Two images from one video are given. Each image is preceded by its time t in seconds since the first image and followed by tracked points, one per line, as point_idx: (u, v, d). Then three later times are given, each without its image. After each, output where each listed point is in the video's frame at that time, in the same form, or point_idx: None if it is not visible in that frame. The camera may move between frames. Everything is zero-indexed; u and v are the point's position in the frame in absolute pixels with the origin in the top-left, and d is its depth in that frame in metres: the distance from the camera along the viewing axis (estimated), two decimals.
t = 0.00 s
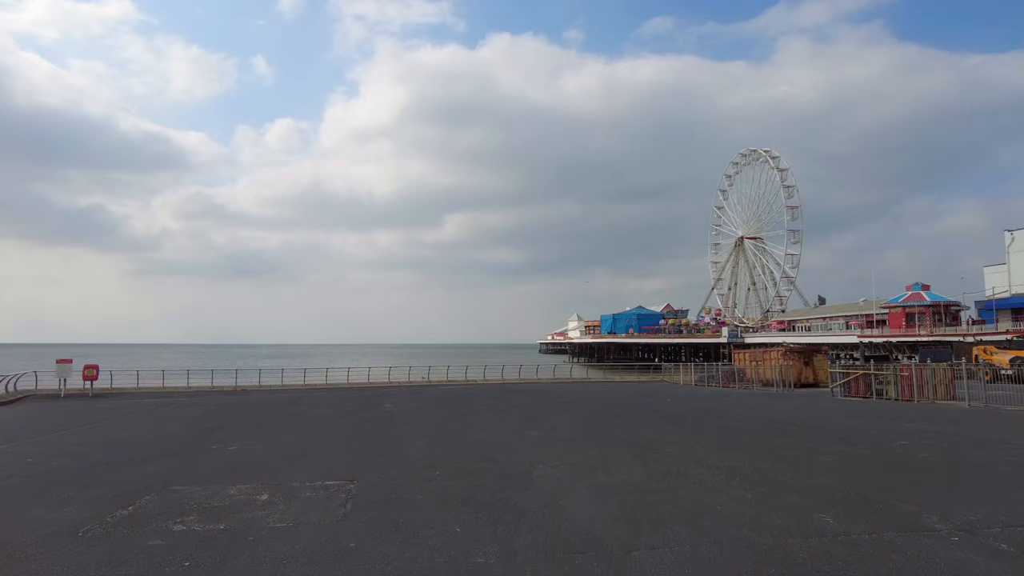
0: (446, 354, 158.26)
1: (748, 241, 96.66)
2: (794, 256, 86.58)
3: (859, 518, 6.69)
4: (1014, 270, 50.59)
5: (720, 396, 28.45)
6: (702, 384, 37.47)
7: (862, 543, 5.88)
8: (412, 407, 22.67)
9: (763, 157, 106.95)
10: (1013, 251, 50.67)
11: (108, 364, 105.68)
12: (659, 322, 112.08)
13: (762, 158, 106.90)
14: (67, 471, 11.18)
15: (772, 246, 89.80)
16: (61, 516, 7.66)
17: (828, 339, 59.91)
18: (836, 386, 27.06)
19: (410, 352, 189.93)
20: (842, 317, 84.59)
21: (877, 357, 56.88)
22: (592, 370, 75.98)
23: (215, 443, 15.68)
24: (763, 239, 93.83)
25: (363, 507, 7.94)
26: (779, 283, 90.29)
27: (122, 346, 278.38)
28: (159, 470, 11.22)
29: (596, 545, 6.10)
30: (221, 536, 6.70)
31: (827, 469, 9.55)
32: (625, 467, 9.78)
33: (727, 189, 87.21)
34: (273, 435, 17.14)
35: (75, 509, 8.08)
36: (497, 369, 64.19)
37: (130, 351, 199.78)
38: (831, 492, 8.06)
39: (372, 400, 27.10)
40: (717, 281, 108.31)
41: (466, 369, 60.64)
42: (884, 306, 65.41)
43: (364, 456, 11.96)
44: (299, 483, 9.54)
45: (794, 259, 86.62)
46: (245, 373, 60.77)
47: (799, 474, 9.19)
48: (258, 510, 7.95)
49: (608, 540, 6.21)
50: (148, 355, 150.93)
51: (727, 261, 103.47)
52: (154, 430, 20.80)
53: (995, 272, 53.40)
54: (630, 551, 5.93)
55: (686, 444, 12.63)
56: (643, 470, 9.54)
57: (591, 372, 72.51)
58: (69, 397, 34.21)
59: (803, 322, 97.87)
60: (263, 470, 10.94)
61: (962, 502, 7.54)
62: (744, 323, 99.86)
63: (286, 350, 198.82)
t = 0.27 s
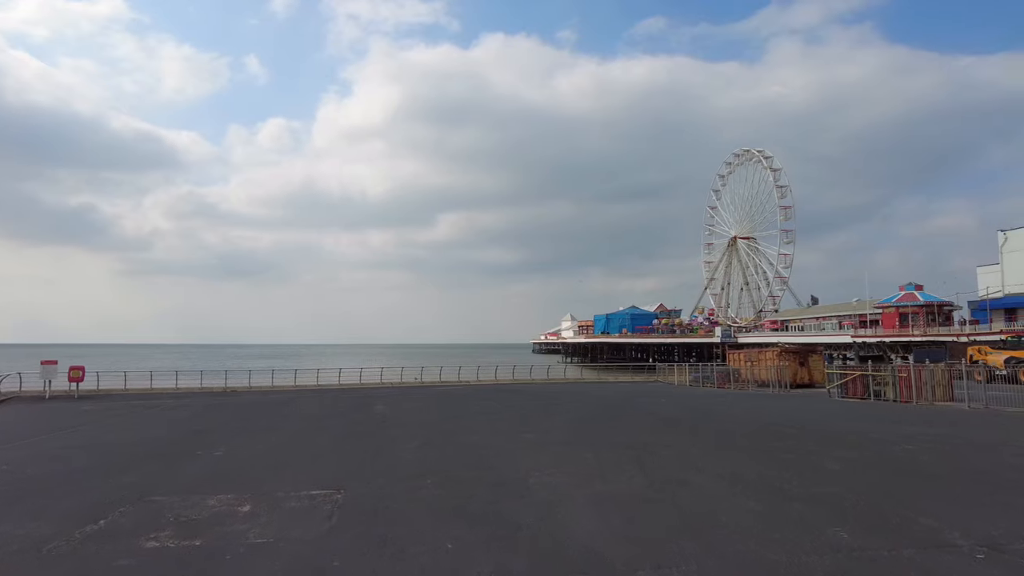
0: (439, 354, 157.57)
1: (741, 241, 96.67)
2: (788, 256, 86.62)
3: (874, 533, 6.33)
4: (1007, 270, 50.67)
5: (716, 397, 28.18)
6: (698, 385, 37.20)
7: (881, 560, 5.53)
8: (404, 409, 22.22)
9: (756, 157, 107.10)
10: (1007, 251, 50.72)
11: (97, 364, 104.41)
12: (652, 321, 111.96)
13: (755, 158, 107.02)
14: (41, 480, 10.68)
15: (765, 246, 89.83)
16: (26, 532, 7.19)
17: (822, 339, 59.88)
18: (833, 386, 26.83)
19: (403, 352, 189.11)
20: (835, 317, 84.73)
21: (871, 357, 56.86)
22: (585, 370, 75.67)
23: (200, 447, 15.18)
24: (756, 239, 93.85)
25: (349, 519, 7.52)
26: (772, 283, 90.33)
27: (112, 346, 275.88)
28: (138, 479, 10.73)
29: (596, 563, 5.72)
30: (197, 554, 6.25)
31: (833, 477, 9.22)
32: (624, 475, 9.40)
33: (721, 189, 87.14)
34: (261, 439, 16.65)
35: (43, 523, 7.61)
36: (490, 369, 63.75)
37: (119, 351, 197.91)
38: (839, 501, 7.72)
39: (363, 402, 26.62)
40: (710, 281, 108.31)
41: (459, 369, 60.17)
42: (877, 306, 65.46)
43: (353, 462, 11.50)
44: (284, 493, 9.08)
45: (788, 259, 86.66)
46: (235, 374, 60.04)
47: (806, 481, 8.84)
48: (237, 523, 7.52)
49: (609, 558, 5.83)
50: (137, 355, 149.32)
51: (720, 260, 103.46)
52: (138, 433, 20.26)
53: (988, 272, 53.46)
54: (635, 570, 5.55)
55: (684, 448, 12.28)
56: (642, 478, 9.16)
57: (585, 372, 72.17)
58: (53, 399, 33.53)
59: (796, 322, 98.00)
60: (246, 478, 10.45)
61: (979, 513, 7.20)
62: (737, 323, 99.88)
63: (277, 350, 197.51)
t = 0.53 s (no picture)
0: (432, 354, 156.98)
1: (735, 241, 96.63)
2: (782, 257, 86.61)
3: (893, 544, 6.00)
4: (1001, 271, 50.68)
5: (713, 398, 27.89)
6: (693, 385, 36.92)
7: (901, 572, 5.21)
8: (397, 409, 21.81)
9: (750, 157, 107.13)
10: (1001, 252, 50.73)
11: (87, 364, 103.35)
12: (646, 321, 111.83)
13: (749, 158, 107.06)
14: (18, 484, 10.24)
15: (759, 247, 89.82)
16: None
17: (816, 339, 59.81)
18: (831, 386, 26.59)
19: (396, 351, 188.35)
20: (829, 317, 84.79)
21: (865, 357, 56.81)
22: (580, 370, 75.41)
23: (186, 450, 14.72)
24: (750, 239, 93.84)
25: (335, 527, 7.15)
26: (766, 283, 90.30)
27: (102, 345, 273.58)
28: (118, 483, 10.30)
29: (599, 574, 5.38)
30: (173, 565, 5.87)
31: (839, 480, 8.92)
32: (623, 479, 9.06)
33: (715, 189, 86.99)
34: (249, 440, 16.20)
35: (12, 531, 7.20)
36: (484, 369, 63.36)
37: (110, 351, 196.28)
38: (850, 506, 7.40)
39: (356, 402, 26.17)
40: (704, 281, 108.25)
41: (453, 369, 59.75)
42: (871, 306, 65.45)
43: (342, 466, 11.07)
44: (269, 499, 8.69)
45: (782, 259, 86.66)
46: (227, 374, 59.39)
47: (814, 485, 8.53)
48: (218, 531, 7.13)
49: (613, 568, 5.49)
50: (127, 354, 148.03)
51: (714, 260, 103.39)
52: (124, 434, 19.77)
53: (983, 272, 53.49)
54: None
55: (684, 451, 11.95)
56: (642, 482, 8.82)
57: (579, 372, 71.87)
58: (39, 399, 32.91)
59: (790, 322, 98.03)
60: (230, 482, 10.01)
61: (995, 518, 6.90)
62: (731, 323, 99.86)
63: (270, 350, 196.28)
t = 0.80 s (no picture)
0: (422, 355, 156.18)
1: (725, 242, 96.77)
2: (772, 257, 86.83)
3: (904, 557, 5.68)
4: (989, 271, 50.94)
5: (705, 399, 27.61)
6: (684, 386, 36.69)
7: None
8: (384, 411, 21.34)
9: (740, 158, 107.42)
10: (990, 253, 50.98)
11: (70, 364, 101.75)
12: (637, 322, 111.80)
13: (739, 159, 107.35)
14: None
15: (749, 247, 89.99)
16: None
17: (806, 340, 59.91)
18: (823, 387, 26.42)
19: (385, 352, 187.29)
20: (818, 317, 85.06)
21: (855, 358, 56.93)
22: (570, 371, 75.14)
23: (162, 453, 14.18)
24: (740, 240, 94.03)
25: (312, 538, 6.73)
26: (755, 283, 90.48)
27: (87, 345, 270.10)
28: (87, 489, 9.81)
29: None
30: None
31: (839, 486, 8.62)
32: (616, 485, 8.70)
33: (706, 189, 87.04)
34: (229, 444, 15.68)
35: None
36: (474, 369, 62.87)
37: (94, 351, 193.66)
38: (852, 514, 7.09)
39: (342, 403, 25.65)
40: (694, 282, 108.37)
41: (442, 370, 59.23)
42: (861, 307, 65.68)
43: (323, 471, 10.63)
44: (243, 507, 8.24)
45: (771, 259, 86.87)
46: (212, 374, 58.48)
47: (815, 492, 8.22)
48: (186, 543, 6.69)
49: None
50: (113, 354, 146.23)
51: (704, 261, 103.52)
52: (101, 437, 19.16)
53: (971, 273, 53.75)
54: None
55: (678, 454, 11.61)
56: (635, 488, 8.46)
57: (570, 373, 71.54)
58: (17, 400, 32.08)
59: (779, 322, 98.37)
60: (204, 489, 9.54)
61: (1004, 527, 6.62)
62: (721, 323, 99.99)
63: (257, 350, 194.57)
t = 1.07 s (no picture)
0: (403, 355, 154.94)
1: (706, 242, 97.30)
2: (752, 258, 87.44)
3: (908, 568, 5.35)
4: (965, 272, 51.71)
5: (688, 399, 27.41)
6: (666, 386, 36.55)
7: None
8: (360, 412, 20.72)
9: (721, 160, 108.12)
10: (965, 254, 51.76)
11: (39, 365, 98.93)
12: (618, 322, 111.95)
13: (720, 160, 108.04)
14: None
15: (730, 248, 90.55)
16: None
17: (786, 339, 60.30)
18: (805, 386, 26.38)
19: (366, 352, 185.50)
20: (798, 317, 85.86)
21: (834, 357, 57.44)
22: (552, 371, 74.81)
23: (124, 459, 13.46)
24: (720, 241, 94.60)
25: (274, 552, 6.21)
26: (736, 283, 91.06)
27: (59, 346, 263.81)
28: (36, 499, 9.15)
29: None
30: None
31: (831, 489, 8.30)
32: (601, 490, 8.28)
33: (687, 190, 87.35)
34: (196, 448, 14.99)
35: None
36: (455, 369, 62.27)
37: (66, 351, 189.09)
38: (849, 521, 6.75)
39: (318, 404, 24.96)
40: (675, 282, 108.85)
41: (423, 370, 58.54)
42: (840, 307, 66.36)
43: (294, 478, 10.07)
44: (203, 517, 7.69)
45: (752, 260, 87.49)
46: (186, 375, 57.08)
47: (807, 497, 7.88)
48: (135, 559, 6.14)
49: None
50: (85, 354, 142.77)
51: (685, 261, 103.99)
52: (63, 441, 18.30)
53: (948, 273, 54.53)
54: None
55: (664, 457, 11.24)
56: (620, 494, 8.05)
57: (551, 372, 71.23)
58: None
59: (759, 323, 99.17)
60: (164, 498, 8.94)
61: (1005, 532, 6.34)
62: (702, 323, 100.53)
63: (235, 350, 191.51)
